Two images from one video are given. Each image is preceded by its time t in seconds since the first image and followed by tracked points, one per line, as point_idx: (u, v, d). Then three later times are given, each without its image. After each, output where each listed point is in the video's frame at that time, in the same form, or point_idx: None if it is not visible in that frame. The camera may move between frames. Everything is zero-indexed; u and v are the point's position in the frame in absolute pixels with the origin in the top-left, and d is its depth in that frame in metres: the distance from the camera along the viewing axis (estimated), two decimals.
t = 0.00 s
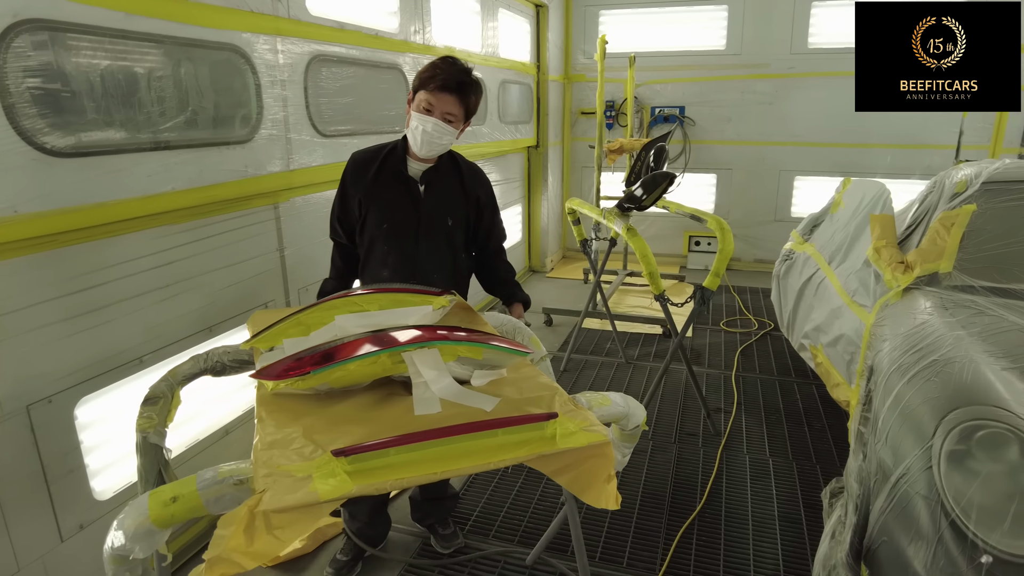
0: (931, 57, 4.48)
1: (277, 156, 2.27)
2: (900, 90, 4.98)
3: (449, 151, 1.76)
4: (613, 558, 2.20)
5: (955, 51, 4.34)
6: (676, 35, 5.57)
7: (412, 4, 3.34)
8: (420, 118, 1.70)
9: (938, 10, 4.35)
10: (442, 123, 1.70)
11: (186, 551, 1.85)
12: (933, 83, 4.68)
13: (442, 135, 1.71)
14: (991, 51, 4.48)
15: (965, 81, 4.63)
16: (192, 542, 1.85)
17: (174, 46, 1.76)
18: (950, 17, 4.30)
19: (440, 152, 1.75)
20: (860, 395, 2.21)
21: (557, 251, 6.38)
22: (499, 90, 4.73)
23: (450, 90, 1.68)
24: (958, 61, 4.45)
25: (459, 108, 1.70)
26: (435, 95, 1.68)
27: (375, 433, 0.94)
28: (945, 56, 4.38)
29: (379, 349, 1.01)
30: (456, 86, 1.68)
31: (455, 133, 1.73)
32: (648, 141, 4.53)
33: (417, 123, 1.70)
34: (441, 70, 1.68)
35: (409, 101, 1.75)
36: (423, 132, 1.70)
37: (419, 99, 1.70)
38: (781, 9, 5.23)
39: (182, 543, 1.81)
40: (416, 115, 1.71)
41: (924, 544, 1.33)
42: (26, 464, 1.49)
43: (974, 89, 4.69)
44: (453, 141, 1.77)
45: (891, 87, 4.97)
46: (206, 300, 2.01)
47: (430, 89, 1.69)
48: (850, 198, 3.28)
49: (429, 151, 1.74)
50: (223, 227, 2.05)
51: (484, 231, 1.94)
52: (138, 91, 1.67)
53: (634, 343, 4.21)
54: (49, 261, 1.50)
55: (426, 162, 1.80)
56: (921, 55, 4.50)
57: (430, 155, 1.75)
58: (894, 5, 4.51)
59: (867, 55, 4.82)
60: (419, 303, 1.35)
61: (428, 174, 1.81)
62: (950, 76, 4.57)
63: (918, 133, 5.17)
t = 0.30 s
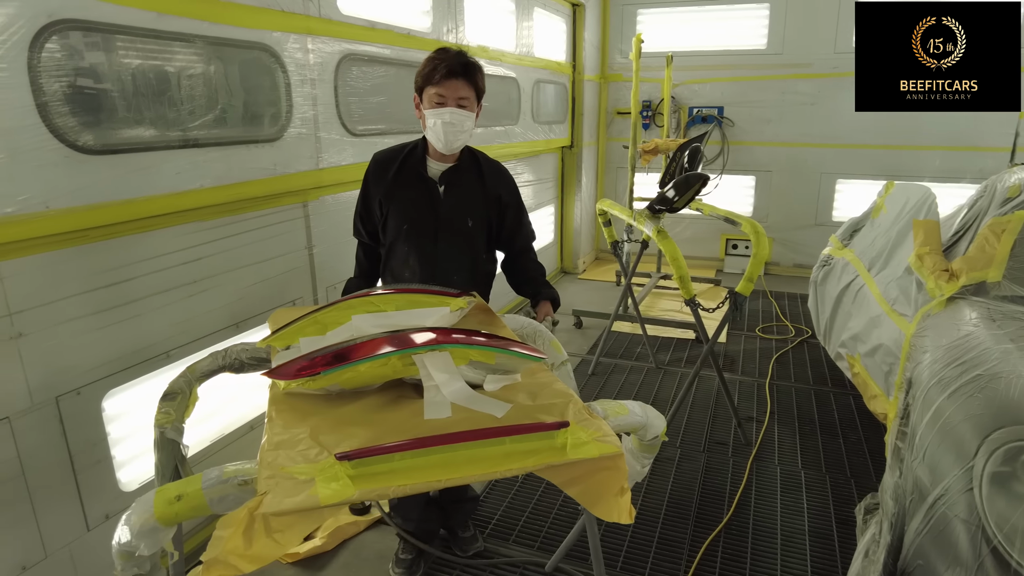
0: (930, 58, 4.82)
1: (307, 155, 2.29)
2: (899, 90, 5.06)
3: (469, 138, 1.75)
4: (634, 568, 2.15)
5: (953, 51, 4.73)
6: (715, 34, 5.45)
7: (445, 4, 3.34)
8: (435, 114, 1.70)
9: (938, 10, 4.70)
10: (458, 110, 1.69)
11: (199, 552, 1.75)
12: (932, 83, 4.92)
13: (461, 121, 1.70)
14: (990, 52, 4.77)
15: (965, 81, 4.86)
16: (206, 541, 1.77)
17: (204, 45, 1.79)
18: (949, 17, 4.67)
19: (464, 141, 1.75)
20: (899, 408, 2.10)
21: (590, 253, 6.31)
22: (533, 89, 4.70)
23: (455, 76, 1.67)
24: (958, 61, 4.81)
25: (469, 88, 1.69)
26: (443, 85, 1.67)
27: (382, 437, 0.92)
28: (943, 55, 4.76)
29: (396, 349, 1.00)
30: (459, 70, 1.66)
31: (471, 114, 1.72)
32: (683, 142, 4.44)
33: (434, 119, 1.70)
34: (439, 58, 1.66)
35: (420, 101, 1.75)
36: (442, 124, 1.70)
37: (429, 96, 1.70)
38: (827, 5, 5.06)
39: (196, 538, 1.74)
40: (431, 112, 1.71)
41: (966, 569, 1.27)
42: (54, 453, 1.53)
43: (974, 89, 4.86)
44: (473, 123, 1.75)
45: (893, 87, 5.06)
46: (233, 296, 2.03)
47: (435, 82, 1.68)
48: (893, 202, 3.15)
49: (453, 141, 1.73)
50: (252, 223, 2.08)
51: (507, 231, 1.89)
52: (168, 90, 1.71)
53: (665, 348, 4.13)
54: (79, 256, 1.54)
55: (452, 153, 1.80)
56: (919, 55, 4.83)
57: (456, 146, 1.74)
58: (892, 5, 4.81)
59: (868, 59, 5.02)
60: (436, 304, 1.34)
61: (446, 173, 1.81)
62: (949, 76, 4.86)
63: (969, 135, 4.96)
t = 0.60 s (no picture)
0: (931, 57, 4.82)
1: (334, 153, 2.28)
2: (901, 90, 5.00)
3: (472, 120, 1.66)
4: None
5: (955, 50, 4.73)
6: (748, 33, 5.33)
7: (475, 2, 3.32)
8: (430, 107, 1.62)
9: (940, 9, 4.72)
10: (451, 92, 1.60)
11: (219, 553, 1.74)
12: (933, 83, 4.87)
13: (458, 102, 1.61)
14: (991, 52, 4.72)
15: (965, 81, 4.80)
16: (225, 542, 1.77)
17: (232, 42, 1.79)
18: (951, 16, 4.69)
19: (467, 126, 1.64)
20: (939, 421, 2.01)
21: (617, 254, 6.24)
22: (562, 88, 4.66)
23: (438, 59, 1.59)
24: (958, 61, 4.78)
25: (456, 68, 1.61)
26: (428, 73, 1.60)
27: (405, 446, 0.89)
28: (945, 55, 4.76)
29: (420, 354, 0.97)
30: (439, 51, 1.58)
31: (467, 94, 1.63)
32: (716, 142, 4.33)
33: (430, 110, 1.61)
34: (416, 49, 1.60)
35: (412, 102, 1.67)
36: (439, 112, 1.61)
37: (419, 89, 1.62)
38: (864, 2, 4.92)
39: (215, 539, 1.74)
40: (425, 105, 1.62)
41: None
42: (79, 448, 1.55)
43: (974, 90, 4.79)
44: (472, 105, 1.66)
45: (892, 87, 5.02)
46: (259, 294, 2.03)
47: (420, 72, 1.60)
48: (935, 207, 3.03)
49: (456, 126, 1.63)
50: (279, 222, 2.08)
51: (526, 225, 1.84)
52: (197, 87, 1.71)
53: (694, 353, 4.05)
54: (107, 252, 1.55)
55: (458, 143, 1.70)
56: (920, 55, 4.83)
57: (460, 131, 1.64)
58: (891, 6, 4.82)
59: (867, 58, 5.00)
60: (461, 307, 1.30)
61: (459, 173, 1.74)
62: (950, 76, 4.81)
63: (1013, 137, 4.77)
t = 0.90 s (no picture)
0: (930, 58, 4.75)
1: (356, 153, 2.26)
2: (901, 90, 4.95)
3: (469, 119, 1.58)
4: None
5: (954, 51, 4.66)
6: (775, 32, 5.22)
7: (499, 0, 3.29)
8: (424, 107, 1.55)
9: (938, 10, 4.65)
10: (444, 90, 1.55)
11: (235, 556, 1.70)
12: (932, 84, 4.82)
13: (453, 100, 1.55)
14: (991, 52, 4.66)
15: (965, 81, 4.73)
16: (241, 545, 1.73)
17: (254, 41, 1.78)
18: (949, 17, 4.62)
19: (466, 125, 1.57)
20: (978, 435, 1.92)
21: (638, 256, 6.16)
22: (585, 88, 4.60)
23: (425, 60, 1.56)
24: (958, 61, 4.72)
25: (446, 67, 1.57)
26: (418, 75, 1.56)
27: (427, 461, 0.85)
28: (944, 55, 4.70)
29: (442, 364, 0.95)
30: (425, 54, 1.56)
31: (460, 93, 1.57)
32: (742, 143, 4.25)
33: (426, 110, 1.54)
34: (401, 56, 1.58)
35: (404, 112, 1.62)
36: (436, 111, 1.54)
37: (411, 92, 1.57)
38: None
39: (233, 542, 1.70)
40: (419, 106, 1.55)
41: None
42: (97, 449, 1.56)
43: (973, 90, 4.73)
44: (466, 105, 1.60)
45: (892, 87, 4.96)
46: (276, 296, 2.02)
47: (409, 76, 1.56)
48: (972, 212, 2.92)
49: (455, 123, 1.55)
50: (299, 222, 2.06)
51: (538, 221, 1.75)
52: (218, 86, 1.70)
53: (717, 358, 3.97)
54: (126, 254, 1.55)
55: (457, 146, 1.62)
56: (919, 55, 4.76)
57: (459, 128, 1.55)
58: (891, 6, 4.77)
59: (867, 58, 4.96)
60: (484, 313, 1.27)
61: (466, 179, 1.63)
62: (949, 76, 4.76)
63: None
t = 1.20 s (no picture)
0: (930, 58, 4.70)
1: (366, 153, 2.24)
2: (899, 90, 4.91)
3: (462, 121, 1.55)
4: None
5: (954, 51, 4.61)
6: (789, 30, 5.14)
7: None
8: (416, 120, 1.52)
9: (938, 10, 4.60)
10: (433, 99, 1.51)
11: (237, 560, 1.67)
12: (932, 84, 4.77)
13: (443, 108, 1.52)
14: (991, 52, 4.60)
15: (965, 81, 4.69)
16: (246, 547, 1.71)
17: (262, 39, 1.77)
18: (950, 17, 4.57)
19: (459, 132, 1.54)
20: (999, 445, 1.87)
21: (651, 257, 6.10)
22: (598, 87, 4.57)
23: (409, 66, 1.50)
24: (958, 61, 4.67)
25: (430, 71, 1.51)
26: (404, 83, 1.51)
27: (429, 470, 0.82)
28: (944, 56, 4.64)
29: (447, 370, 0.92)
30: (408, 57, 1.50)
31: (450, 98, 1.53)
32: (757, 144, 4.19)
33: (418, 124, 1.51)
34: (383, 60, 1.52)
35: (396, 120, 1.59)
36: (427, 122, 1.51)
37: (400, 103, 1.54)
38: None
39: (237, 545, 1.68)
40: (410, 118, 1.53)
41: None
42: (102, 449, 1.55)
43: (973, 90, 4.69)
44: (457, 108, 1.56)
45: (892, 87, 4.92)
46: (283, 296, 2.00)
47: (395, 85, 1.52)
48: (993, 214, 2.85)
49: (448, 132, 1.53)
50: (307, 223, 2.05)
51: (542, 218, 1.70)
52: (225, 85, 1.69)
53: (730, 362, 3.92)
54: (132, 254, 1.54)
55: (452, 151, 1.59)
56: (920, 55, 4.71)
57: (452, 136, 1.53)
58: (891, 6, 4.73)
59: (866, 58, 4.92)
60: (492, 317, 1.25)
61: (465, 178, 1.60)
62: (949, 76, 4.71)
63: None
